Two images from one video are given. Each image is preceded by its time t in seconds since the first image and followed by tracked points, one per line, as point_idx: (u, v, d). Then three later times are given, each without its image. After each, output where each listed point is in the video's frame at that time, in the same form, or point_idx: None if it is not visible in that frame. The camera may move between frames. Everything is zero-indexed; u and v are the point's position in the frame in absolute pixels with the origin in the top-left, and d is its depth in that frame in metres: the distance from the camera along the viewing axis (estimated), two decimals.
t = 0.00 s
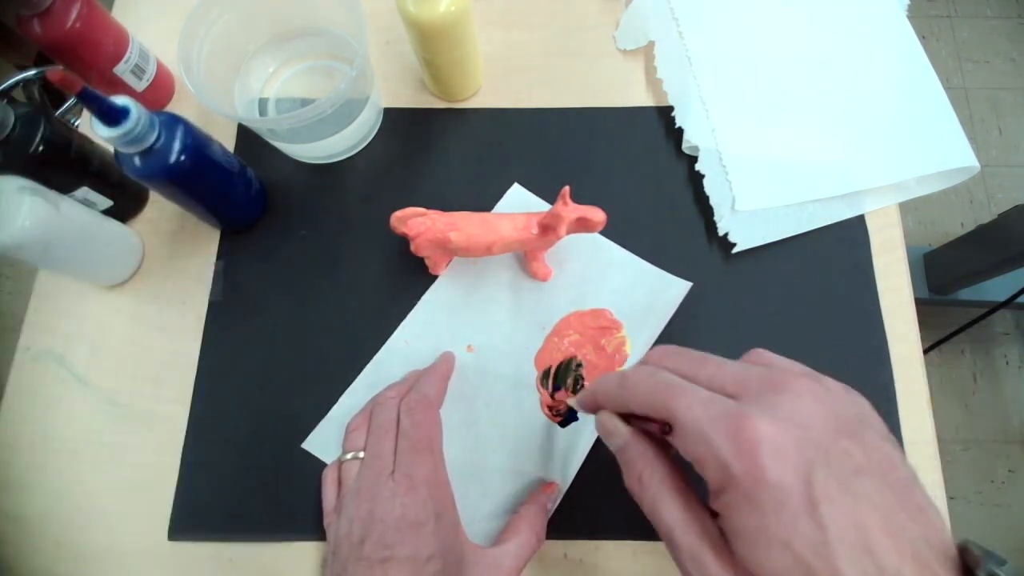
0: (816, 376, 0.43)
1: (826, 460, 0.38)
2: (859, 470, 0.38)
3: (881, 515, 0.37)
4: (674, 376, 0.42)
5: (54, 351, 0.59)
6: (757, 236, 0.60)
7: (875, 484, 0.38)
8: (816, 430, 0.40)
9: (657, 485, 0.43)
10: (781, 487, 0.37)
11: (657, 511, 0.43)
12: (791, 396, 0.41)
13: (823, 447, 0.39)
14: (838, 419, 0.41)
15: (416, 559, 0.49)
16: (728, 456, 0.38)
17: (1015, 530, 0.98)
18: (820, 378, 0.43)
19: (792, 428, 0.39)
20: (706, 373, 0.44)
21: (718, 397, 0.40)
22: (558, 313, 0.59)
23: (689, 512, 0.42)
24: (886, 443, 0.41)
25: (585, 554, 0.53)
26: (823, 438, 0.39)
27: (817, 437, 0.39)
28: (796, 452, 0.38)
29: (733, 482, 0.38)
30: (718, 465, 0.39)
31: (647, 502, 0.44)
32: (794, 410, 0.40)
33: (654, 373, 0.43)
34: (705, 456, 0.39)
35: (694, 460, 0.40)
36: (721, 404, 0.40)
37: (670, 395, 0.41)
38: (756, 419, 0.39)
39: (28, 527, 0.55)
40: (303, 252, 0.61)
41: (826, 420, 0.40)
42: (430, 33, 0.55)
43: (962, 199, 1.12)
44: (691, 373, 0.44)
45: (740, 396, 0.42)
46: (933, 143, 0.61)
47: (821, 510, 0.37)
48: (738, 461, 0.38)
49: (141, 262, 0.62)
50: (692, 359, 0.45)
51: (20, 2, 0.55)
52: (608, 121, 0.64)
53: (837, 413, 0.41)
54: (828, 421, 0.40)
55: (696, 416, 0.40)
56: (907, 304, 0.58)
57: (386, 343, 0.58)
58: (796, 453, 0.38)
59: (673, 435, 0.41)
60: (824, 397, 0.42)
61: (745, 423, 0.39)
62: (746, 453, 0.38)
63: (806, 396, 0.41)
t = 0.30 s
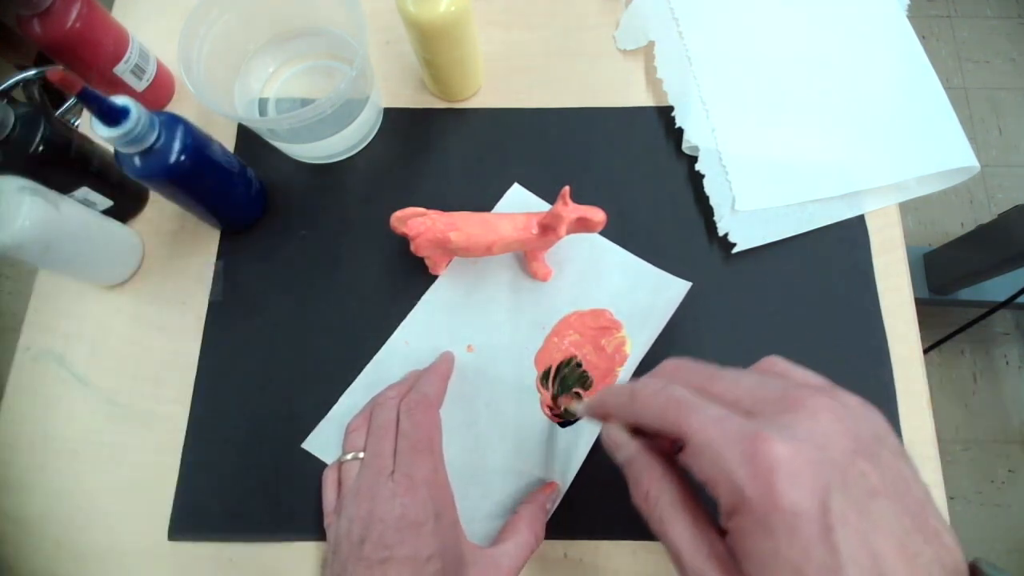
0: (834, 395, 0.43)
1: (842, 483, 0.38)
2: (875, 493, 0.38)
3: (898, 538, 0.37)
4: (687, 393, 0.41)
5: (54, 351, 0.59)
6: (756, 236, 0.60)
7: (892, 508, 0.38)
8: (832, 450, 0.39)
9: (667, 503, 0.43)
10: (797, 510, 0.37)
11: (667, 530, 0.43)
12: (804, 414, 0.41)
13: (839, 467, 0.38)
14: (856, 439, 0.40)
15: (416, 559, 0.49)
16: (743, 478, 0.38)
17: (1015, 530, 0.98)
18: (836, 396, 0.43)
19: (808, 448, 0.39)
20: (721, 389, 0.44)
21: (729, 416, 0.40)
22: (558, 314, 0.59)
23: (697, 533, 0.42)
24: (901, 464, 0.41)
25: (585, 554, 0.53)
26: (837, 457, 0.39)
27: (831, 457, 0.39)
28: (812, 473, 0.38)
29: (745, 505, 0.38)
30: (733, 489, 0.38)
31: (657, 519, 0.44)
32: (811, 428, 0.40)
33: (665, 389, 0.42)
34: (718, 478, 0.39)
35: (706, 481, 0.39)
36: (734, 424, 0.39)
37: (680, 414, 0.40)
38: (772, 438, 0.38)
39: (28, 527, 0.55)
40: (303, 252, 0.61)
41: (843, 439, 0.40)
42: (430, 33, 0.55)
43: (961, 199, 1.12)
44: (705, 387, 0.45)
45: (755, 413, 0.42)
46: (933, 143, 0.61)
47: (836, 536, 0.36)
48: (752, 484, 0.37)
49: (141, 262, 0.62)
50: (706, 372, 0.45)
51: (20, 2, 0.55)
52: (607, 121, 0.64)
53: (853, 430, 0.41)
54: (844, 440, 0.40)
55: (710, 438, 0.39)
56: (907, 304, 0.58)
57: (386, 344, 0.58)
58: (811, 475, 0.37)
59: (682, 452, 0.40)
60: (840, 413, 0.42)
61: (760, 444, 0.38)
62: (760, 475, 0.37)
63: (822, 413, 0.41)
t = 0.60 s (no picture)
0: (831, 380, 0.42)
1: (846, 468, 0.37)
2: (880, 470, 0.37)
3: (913, 527, 0.35)
4: (684, 387, 0.41)
5: (54, 351, 0.59)
6: (757, 236, 0.60)
7: (905, 495, 0.36)
8: (832, 436, 0.38)
9: (673, 498, 0.43)
10: (800, 498, 0.36)
11: (675, 523, 0.43)
12: (805, 402, 0.40)
13: (841, 455, 0.38)
14: (858, 425, 0.39)
15: (416, 559, 0.49)
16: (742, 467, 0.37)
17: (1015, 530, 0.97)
18: (836, 382, 0.42)
19: (808, 437, 0.38)
20: (717, 381, 0.43)
21: (726, 408, 0.39)
22: (558, 314, 0.59)
23: (704, 524, 0.42)
24: (915, 449, 0.39)
25: (586, 554, 0.53)
26: (839, 446, 0.38)
27: (832, 444, 0.38)
28: (812, 461, 0.37)
29: (748, 496, 0.37)
30: (733, 479, 0.38)
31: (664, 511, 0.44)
32: (809, 417, 0.39)
33: (661, 384, 0.42)
34: (719, 469, 0.38)
35: (707, 472, 0.39)
36: (730, 415, 0.39)
37: (677, 408, 0.40)
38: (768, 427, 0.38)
39: (28, 528, 0.55)
40: (302, 252, 0.61)
41: (844, 426, 0.39)
42: (430, 33, 0.55)
43: (961, 199, 1.12)
44: (700, 380, 0.43)
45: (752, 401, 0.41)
46: (933, 143, 0.61)
47: (846, 525, 0.35)
48: (753, 473, 0.37)
49: (142, 262, 0.62)
50: (701, 366, 0.44)
51: (20, 3, 0.55)
52: (607, 121, 0.64)
53: (855, 416, 0.40)
54: (844, 427, 0.39)
55: (706, 430, 0.39)
56: (907, 304, 0.58)
57: (386, 343, 0.58)
58: (812, 463, 0.37)
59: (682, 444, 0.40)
60: (842, 400, 0.40)
61: (757, 435, 0.37)
62: (760, 465, 0.37)
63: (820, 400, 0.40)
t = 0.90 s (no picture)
0: (869, 381, 0.42)
1: (879, 467, 0.38)
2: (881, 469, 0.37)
3: (945, 527, 0.36)
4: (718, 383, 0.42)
5: (54, 351, 0.59)
6: (757, 236, 0.60)
7: (936, 496, 0.37)
8: (869, 435, 0.39)
9: (701, 492, 0.44)
10: (834, 495, 0.37)
11: (701, 514, 0.43)
12: (840, 400, 0.40)
13: (876, 453, 0.38)
14: (895, 425, 0.40)
15: (416, 559, 0.49)
16: (778, 463, 0.38)
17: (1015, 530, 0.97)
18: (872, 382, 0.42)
19: (844, 435, 0.38)
20: (751, 378, 0.43)
21: (762, 403, 0.40)
22: (558, 314, 0.59)
23: (731, 516, 0.42)
24: (919, 441, 0.40)
25: (586, 554, 0.53)
26: (874, 445, 0.38)
27: (865, 444, 0.38)
28: (849, 459, 0.38)
29: (781, 490, 0.38)
30: (766, 473, 0.38)
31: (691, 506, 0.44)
32: (846, 415, 0.39)
33: (697, 380, 0.43)
34: (754, 465, 0.39)
35: (741, 466, 0.40)
36: (766, 410, 0.39)
37: (712, 402, 0.41)
38: (806, 424, 0.38)
39: (28, 528, 0.55)
40: (302, 252, 0.61)
41: (880, 425, 0.39)
42: (430, 32, 0.55)
43: (961, 199, 1.12)
44: (735, 378, 0.44)
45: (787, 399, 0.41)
46: (933, 143, 0.61)
47: (877, 520, 0.36)
48: (787, 468, 0.38)
49: (142, 262, 0.62)
50: (734, 364, 0.45)
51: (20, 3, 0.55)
52: (607, 121, 0.64)
53: (891, 415, 0.40)
54: (881, 427, 0.39)
55: (741, 424, 0.39)
56: (907, 304, 0.58)
57: (386, 343, 0.58)
58: (849, 460, 0.38)
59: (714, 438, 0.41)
60: (878, 401, 0.41)
61: (794, 430, 0.38)
62: (796, 461, 0.37)
63: (857, 400, 0.40)
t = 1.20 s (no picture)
0: (793, 338, 0.41)
1: (793, 413, 0.36)
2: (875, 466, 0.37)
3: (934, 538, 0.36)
4: (649, 337, 0.40)
5: (54, 351, 0.59)
6: (757, 236, 0.60)
7: (848, 443, 0.36)
8: (784, 384, 0.37)
9: (637, 447, 0.41)
10: (743, 438, 0.35)
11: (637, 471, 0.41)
12: (762, 356, 0.38)
13: (791, 402, 0.36)
14: (809, 379, 0.38)
15: (416, 559, 0.50)
16: (695, 412, 0.36)
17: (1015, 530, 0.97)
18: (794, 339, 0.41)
19: (761, 385, 0.36)
20: (690, 336, 0.41)
21: (687, 355, 0.38)
22: (558, 314, 0.59)
23: (665, 470, 0.39)
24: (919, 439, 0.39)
25: (586, 554, 0.53)
26: (788, 394, 0.37)
27: (784, 394, 0.37)
28: (760, 406, 0.36)
29: (698, 437, 0.36)
30: (684, 420, 0.36)
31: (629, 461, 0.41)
32: (764, 367, 0.38)
33: (630, 335, 0.41)
34: (673, 413, 0.37)
35: (664, 415, 0.38)
36: (688, 361, 0.37)
37: (643, 355, 0.39)
38: (723, 375, 0.36)
39: (27, 528, 0.55)
40: (302, 252, 0.61)
41: (795, 376, 0.38)
42: (430, 32, 0.55)
43: (961, 199, 1.12)
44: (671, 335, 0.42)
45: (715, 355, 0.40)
46: (933, 142, 0.61)
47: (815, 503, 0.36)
48: (702, 415, 0.36)
49: (142, 262, 0.62)
50: (674, 321, 0.43)
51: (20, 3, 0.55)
52: (608, 121, 0.64)
53: (807, 369, 0.39)
54: (796, 379, 0.38)
55: (665, 373, 0.37)
56: (907, 304, 0.58)
57: (386, 344, 0.58)
58: (759, 406, 0.36)
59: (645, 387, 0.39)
60: (795, 354, 0.39)
61: (710, 378, 0.36)
62: (711, 407, 0.35)
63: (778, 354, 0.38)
